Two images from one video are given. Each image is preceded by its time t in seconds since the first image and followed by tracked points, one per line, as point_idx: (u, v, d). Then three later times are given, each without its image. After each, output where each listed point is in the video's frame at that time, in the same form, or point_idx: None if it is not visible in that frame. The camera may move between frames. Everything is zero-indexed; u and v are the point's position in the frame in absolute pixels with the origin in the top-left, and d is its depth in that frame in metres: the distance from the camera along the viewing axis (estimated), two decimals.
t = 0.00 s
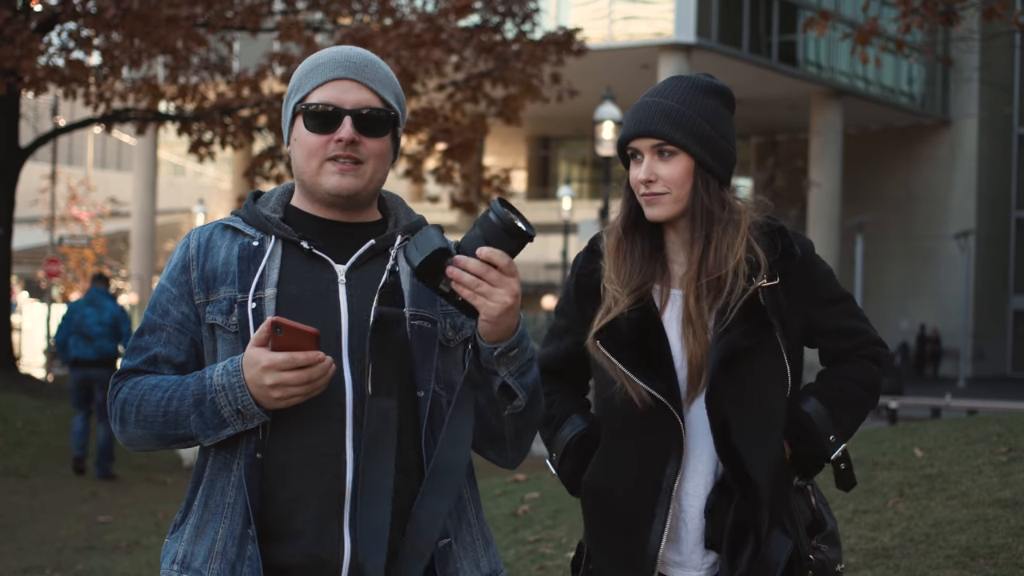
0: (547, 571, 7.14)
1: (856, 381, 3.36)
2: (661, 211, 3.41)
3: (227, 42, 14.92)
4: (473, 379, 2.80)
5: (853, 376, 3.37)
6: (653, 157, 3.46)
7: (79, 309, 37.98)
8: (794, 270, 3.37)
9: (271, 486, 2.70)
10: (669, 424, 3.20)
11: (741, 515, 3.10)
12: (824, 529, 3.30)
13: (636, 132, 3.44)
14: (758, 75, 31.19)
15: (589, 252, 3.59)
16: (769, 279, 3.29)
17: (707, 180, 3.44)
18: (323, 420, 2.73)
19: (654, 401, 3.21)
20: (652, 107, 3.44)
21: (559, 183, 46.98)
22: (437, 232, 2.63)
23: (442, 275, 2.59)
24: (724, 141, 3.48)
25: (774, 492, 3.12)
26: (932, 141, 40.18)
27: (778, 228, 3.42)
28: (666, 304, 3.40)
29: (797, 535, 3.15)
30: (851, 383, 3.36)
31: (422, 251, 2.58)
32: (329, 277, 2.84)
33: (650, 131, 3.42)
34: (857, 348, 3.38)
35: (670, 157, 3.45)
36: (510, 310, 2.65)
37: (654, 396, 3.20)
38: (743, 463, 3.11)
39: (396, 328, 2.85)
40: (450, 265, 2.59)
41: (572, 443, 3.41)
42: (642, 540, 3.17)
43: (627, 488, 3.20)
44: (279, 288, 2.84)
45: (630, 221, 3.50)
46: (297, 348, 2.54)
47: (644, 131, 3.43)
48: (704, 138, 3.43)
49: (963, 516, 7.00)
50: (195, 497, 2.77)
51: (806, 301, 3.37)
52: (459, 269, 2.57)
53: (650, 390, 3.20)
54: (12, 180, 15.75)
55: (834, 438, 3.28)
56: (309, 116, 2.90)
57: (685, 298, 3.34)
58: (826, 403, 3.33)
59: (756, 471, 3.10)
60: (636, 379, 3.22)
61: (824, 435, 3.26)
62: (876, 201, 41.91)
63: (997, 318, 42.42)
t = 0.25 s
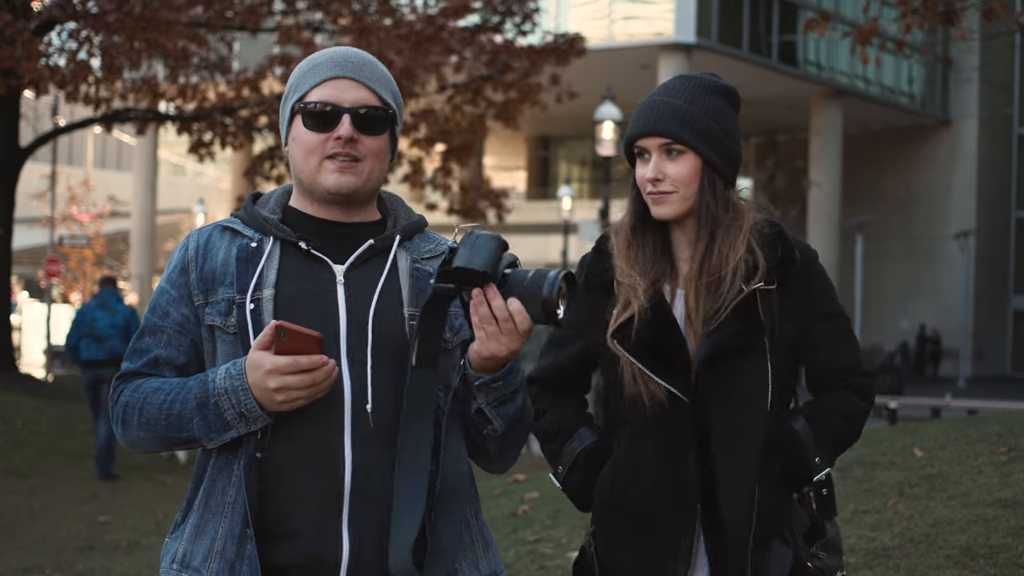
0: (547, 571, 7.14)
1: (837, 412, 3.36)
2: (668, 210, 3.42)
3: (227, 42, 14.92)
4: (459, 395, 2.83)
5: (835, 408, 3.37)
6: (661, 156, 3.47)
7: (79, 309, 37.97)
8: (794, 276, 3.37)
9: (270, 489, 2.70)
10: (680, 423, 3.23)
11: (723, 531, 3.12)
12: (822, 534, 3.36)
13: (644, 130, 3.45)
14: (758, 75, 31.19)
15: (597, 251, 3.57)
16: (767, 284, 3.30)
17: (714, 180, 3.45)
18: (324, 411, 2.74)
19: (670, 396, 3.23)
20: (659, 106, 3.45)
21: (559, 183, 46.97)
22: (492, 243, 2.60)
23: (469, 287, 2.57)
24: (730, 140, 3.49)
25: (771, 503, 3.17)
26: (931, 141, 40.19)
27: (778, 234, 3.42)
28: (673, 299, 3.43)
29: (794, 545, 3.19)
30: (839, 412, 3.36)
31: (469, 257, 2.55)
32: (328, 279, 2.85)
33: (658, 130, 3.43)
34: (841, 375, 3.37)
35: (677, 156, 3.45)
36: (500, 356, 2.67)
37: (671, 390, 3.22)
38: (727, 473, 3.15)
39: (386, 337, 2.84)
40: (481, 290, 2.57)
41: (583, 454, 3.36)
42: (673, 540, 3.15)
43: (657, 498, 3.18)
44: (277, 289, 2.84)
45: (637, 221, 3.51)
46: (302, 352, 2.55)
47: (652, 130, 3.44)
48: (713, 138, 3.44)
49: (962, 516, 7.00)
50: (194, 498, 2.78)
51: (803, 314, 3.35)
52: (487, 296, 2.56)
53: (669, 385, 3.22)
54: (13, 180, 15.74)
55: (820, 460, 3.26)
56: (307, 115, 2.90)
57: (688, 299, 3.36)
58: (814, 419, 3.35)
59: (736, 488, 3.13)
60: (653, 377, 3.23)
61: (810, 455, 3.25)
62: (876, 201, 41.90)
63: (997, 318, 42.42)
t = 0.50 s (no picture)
0: (547, 571, 7.14)
1: (838, 428, 3.31)
2: (673, 210, 3.42)
3: (227, 42, 14.91)
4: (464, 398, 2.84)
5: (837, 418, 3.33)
6: (667, 156, 3.45)
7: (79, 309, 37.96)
8: (791, 284, 3.35)
9: (274, 487, 2.70)
10: (672, 423, 3.24)
11: (697, 530, 3.16)
12: (822, 546, 3.30)
13: (649, 131, 3.44)
14: (758, 75, 31.18)
15: (597, 254, 3.56)
16: (763, 290, 3.30)
17: (718, 181, 3.45)
18: (334, 408, 2.73)
19: (666, 393, 3.23)
20: (664, 106, 3.43)
21: (559, 183, 46.95)
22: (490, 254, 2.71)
23: (471, 297, 2.66)
24: (733, 140, 3.48)
25: (764, 509, 3.15)
26: (932, 141, 40.19)
27: (779, 240, 3.40)
28: (674, 299, 3.43)
29: (794, 555, 3.22)
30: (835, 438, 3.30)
31: (469, 270, 2.65)
32: (334, 278, 2.85)
33: (666, 130, 3.41)
34: (839, 390, 3.34)
35: (684, 157, 3.44)
36: (507, 364, 2.76)
37: (665, 388, 3.23)
38: (710, 476, 3.16)
39: (393, 336, 2.84)
40: (483, 299, 2.66)
41: (578, 455, 3.36)
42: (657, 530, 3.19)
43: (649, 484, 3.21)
44: (284, 288, 2.84)
45: (639, 221, 3.51)
46: (312, 348, 2.56)
47: (658, 130, 3.42)
48: (718, 138, 3.43)
49: (963, 516, 7.00)
50: (198, 497, 2.77)
51: (797, 321, 3.34)
52: (490, 305, 2.66)
53: (661, 384, 3.23)
54: (12, 180, 15.74)
55: (824, 475, 3.22)
56: (313, 114, 2.89)
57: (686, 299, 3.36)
58: (815, 436, 3.29)
59: (716, 493, 3.14)
60: (648, 376, 3.24)
61: (814, 472, 3.21)
62: (876, 201, 41.89)
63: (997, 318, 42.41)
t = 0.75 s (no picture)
0: (547, 571, 7.14)
1: (835, 427, 3.35)
2: (702, 210, 3.45)
3: (226, 42, 14.91)
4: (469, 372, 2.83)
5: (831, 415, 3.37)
6: (701, 155, 3.48)
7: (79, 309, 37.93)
8: (793, 281, 3.38)
9: (278, 484, 2.70)
10: (672, 422, 3.26)
11: (710, 528, 3.16)
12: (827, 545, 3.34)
13: (685, 129, 3.45)
14: (758, 75, 31.19)
15: (599, 254, 3.56)
16: (769, 290, 3.32)
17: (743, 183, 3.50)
18: (337, 414, 2.73)
19: (664, 392, 3.25)
20: (695, 105, 3.45)
21: (559, 183, 46.95)
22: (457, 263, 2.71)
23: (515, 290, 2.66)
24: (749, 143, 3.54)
25: (784, 504, 3.14)
26: (932, 141, 40.21)
27: (784, 244, 3.43)
28: (678, 301, 3.46)
29: (808, 551, 3.24)
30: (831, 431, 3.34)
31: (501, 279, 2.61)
32: (334, 277, 2.85)
33: (705, 129, 3.44)
34: (833, 392, 3.39)
35: (718, 157, 3.49)
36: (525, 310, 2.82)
37: (666, 387, 3.25)
38: (719, 475, 3.15)
39: (392, 330, 2.84)
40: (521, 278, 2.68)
41: (575, 457, 3.37)
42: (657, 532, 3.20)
43: (641, 488, 3.22)
44: (285, 285, 2.84)
45: (658, 219, 3.53)
46: (326, 350, 2.57)
47: (695, 128, 3.44)
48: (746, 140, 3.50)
49: (963, 516, 7.00)
50: (201, 494, 2.78)
51: (802, 319, 3.36)
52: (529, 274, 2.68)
53: (660, 383, 3.24)
54: (12, 181, 15.73)
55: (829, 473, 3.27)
56: (341, 122, 2.86)
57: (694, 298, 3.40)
58: (822, 432, 3.34)
59: (731, 492, 3.13)
60: (648, 374, 3.25)
61: (820, 470, 3.26)
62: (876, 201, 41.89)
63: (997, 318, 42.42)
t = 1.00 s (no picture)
0: (547, 571, 7.14)
1: (830, 414, 3.34)
2: (701, 211, 3.44)
3: (226, 42, 14.92)
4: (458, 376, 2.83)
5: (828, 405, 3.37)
6: (698, 156, 3.48)
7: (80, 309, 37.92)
8: (793, 273, 3.39)
9: (274, 481, 2.70)
10: (682, 425, 3.24)
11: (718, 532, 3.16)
12: (826, 538, 3.35)
13: (683, 131, 3.45)
14: (758, 75, 31.19)
15: (601, 260, 3.56)
16: (769, 282, 3.34)
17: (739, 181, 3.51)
18: (336, 419, 2.72)
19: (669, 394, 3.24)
20: (694, 107, 3.45)
21: (559, 183, 46.95)
22: (464, 264, 2.66)
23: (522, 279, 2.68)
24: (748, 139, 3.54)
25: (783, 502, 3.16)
26: (931, 141, 40.21)
27: (783, 237, 3.44)
28: (679, 306, 3.47)
29: (804, 549, 3.25)
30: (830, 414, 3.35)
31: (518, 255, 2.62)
32: (333, 276, 2.84)
33: (703, 130, 3.44)
34: (836, 380, 3.38)
35: (715, 156, 3.49)
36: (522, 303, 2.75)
37: (676, 392, 3.23)
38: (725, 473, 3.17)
39: (392, 330, 2.85)
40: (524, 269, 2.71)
41: (577, 469, 3.38)
42: (662, 541, 3.20)
43: (651, 501, 3.21)
44: (283, 285, 2.84)
45: (656, 224, 3.53)
46: (324, 352, 2.57)
47: (693, 130, 3.44)
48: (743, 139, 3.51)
49: (962, 516, 7.00)
50: (200, 495, 2.78)
51: (803, 309, 3.36)
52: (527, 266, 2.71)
53: (673, 388, 3.23)
54: (12, 181, 15.74)
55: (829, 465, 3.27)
56: (311, 120, 2.89)
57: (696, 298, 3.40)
58: (820, 424, 3.33)
59: (738, 482, 3.15)
60: (652, 377, 3.24)
61: (821, 462, 3.25)
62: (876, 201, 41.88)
63: (997, 318, 42.41)
